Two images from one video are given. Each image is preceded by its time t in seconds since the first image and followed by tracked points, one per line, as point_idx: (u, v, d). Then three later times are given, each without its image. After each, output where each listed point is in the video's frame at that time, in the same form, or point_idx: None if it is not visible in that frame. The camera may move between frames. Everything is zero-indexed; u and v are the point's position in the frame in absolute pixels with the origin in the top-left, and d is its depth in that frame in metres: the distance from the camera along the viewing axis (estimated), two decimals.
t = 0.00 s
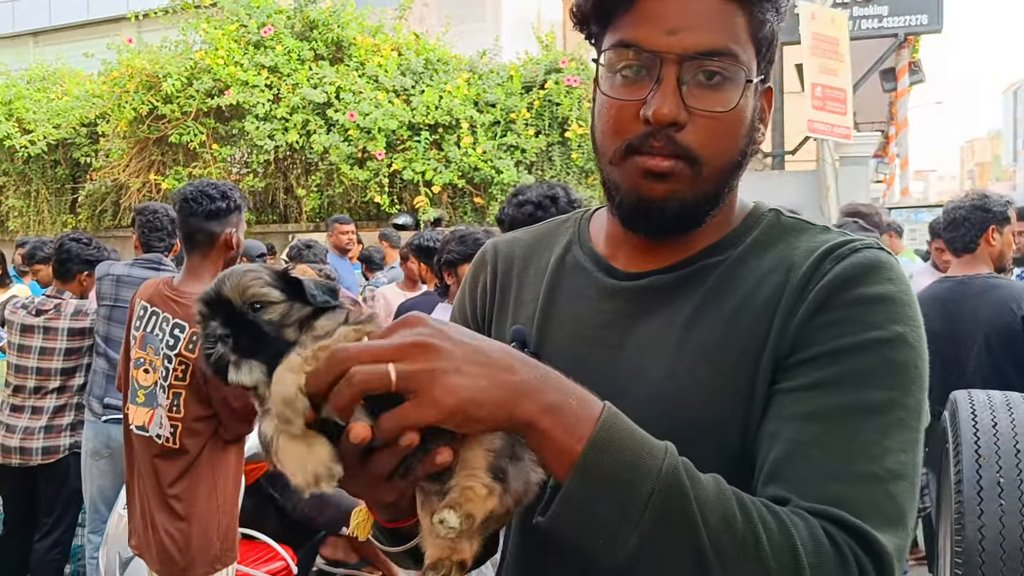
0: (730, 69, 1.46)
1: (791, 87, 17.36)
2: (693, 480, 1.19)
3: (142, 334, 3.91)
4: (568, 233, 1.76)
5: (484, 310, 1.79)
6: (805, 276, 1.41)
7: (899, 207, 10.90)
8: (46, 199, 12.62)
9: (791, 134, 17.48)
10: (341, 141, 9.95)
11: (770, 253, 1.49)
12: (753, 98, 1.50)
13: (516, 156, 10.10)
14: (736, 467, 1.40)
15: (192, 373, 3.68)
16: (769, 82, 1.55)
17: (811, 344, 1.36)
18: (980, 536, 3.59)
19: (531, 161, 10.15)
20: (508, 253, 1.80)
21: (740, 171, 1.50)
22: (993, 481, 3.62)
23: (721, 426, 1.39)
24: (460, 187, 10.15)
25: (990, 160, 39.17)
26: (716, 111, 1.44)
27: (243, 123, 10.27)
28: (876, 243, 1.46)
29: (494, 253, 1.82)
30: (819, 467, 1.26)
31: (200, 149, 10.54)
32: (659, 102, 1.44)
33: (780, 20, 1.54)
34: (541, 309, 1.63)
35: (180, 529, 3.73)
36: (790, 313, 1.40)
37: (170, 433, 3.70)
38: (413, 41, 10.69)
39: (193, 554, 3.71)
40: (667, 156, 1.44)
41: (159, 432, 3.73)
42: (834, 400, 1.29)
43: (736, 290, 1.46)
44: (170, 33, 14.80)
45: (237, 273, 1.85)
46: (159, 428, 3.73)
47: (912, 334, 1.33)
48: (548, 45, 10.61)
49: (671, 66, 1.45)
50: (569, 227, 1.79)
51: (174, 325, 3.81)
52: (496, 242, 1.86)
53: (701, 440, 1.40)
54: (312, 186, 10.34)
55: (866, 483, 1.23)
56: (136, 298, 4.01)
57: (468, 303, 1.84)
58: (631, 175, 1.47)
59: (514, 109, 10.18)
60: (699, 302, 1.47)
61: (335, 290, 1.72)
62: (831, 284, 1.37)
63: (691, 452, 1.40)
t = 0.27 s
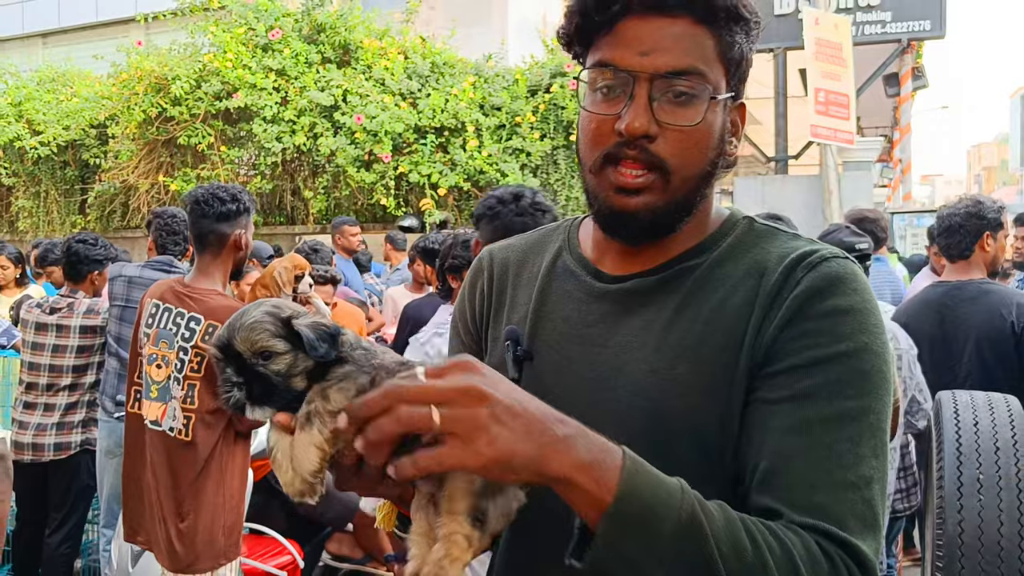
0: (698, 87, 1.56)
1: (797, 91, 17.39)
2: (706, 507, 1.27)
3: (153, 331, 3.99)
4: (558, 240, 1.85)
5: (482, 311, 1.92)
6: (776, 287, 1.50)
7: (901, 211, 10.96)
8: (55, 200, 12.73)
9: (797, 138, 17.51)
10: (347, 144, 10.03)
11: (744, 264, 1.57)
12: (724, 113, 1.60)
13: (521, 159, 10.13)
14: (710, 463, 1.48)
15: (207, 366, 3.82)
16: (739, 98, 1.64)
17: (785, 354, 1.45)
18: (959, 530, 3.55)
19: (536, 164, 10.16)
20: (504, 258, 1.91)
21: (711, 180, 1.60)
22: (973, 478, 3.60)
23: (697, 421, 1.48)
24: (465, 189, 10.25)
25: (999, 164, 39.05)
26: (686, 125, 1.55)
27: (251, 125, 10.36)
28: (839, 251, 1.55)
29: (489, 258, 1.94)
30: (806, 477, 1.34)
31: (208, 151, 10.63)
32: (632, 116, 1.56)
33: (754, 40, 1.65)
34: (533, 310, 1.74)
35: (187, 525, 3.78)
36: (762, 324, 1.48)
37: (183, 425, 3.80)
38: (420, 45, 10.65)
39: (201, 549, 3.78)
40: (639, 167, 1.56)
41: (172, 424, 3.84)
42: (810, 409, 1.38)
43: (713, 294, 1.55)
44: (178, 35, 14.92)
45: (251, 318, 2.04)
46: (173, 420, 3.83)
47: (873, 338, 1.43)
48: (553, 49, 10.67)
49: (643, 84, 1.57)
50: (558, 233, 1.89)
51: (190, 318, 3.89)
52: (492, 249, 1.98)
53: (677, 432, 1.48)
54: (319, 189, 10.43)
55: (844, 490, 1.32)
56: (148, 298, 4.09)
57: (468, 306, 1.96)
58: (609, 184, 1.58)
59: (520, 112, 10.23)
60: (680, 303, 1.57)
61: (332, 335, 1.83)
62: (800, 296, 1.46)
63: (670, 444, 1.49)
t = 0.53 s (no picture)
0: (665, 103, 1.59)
1: (802, 94, 17.41)
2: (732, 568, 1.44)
3: (167, 330, 4.04)
4: (555, 244, 1.91)
5: (483, 310, 1.97)
6: (767, 302, 1.57)
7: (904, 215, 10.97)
8: (63, 200, 12.83)
9: (802, 141, 17.52)
10: (353, 145, 10.09)
11: (735, 271, 1.63)
12: (694, 131, 1.62)
13: (526, 161, 10.21)
14: (704, 465, 1.56)
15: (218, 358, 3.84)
16: (719, 115, 1.65)
17: (785, 372, 1.54)
18: (946, 526, 3.31)
19: (541, 166, 10.27)
20: (503, 260, 1.97)
21: (677, 194, 1.63)
22: (959, 475, 3.39)
23: (686, 423, 1.55)
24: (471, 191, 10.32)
25: (1006, 168, 38.93)
26: (646, 141, 1.59)
27: (258, 126, 10.43)
28: (822, 259, 1.64)
29: (490, 263, 1.99)
30: (827, 495, 1.49)
31: (215, 152, 10.70)
32: (597, 129, 1.61)
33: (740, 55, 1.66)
34: (531, 310, 1.79)
35: (198, 519, 3.80)
36: (755, 339, 1.56)
37: (196, 417, 3.84)
38: (426, 47, 10.74)
39: (211, 543, 3.81)
40: (602, 179, 1.61)
41: (185, 418, 3.87)
42: (824, 429, 1.51)
43: (704, 302, 1.62)
44: (187, 37, 15.01)
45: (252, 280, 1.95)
46: (186, 414, 3.87)
47: (867, 350, 1.55)
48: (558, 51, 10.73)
49: (612, 98, 1.61)
50: (554, 239, 1.94)
51: (199, 313, 3.96)
52: (492, 253, 2.03)
53: (669, 432, 1.55)
54: (326, 190, 10.49)
55: (861, 502, 1.48)
56: (161, 301, 4.15)
57: (468, 306, 2.01)
58: (577, 194, 1.64)
59: (525, 114, 10.29)
60: (671, 307, 1.63)
61: (325, 308, 1.79)
62: (797, 313, 1.55)
63: (662, 443, 1.56)
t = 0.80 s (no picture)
0: (698, 97, 1.74)
1: (806, 86, 17.42)
2: (700, 550, 1.56)
3: (181, 321, 4.13)
4: (555, 238, 2.00)
5: (484, 302, 2.05)
6: (756, 300, 1.68)
7: (907, 208, 11.02)
8: (71, 189, 12.91)
9: (806, 133, 17.54)
10: (360, 137, 10.17)
11: (726, 269, 1.74)
12: (717, 124, 1.79)
13: (531, 153, 10.24)
14: (693, 452, 1.68)
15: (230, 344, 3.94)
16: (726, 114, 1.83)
17: (770, 367, 1.65)
18: (930, 513, 3.40)
19: (546, 159, 10.30)
20: (503, 253, 2.05)
21: (702, 183, 1.77)
22: (945, 464, 3.47)
23: (677, 413, 1.66)
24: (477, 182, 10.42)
25: (1013, 159, 38.81)
26: (689, 131, 1.73)
27: (265, 118, 10.51)
28: (810, 259, 1.74)
29: (491, 255, 2.07)
30: (801, 484, 1.61)
31: (222, 143, 10.78)
32: (642, 120, 1.72)
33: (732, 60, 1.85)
34: (532, 302, 1.89)
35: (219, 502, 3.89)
36: (744, 334, 1.67)
37: (211, 403, 3.95)
38: (432, 39, 10.76)
39: (233, 524, 3.89)
40: (646, 167, 1.72)
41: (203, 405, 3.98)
42: (803, 421, 1.62)
43: (700, 298, 1.72)
44: (194, 28, 15.07)
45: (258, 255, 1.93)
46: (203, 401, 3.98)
47: (846, 348, 1.65)
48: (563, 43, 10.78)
49: (654, 92, 1.74)
50: (554, 233, 2.02)
51: (207, 301, 4.06)
52: (493, 245, 2.10)
53: (660, 420, 1.67)
54: (332, 180, 10.56)
55: (834, 489, 1.60)
56: (174, 295, 4.24)
57: (470, 296, 2.09)
58: (617, 182, 1.74)
59: (530, 106, 10.34)
60: (664, 304, 1.74)
61: (309, 294, 1.77)
62: (783, 312, 1.65)
63: (654, 431, 1.67)
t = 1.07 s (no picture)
0: (692, 107, 1.79)
1: (805, 83, 17.45)
2: (673, 538, 1.62)
3: (186, 320, 4.17)
4: (554, 240, 2.06)
5: (484, 301, 2.12)
6: (741, 301, 1.73)
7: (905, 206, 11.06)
8: (72, 187, 12.95)
9: (805, 130, 17.57)
10: (359, 134, 10.17)
11: (715, 271, 1.79)
12: (709, 133, 1.84)
13: (530, 151, 10.28)
14: (682, 447, 1.73)
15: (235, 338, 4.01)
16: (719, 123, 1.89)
17: (753, 366, 1.70)
18: (916, 507, 3.42)
19: (545, 156, 10.34)
20: (504, 254, 2.11)
21: (694, 189, 1.82)
22: (930, 459, 3.51)
23: (667, 410, 1.72)
24: (476, 180, 10.45)
25: (1013, 156, 38.80)
26: (682, 140, 1.78)
27: (265, 116, 10.55)
28: (797, 262, 1.79)
29: (492, 256, 2.14)
30: (777, 481, 1.64)
31: (223, 141, 10.83)
32: (637, 128, 1.76)
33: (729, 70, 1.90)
34: (529, 303, 1.95)
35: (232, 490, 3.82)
36: (729, 334, 1.72)
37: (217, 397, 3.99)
38: (432, 36, 10.78)
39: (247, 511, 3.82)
40: (639, 172, 1.77)
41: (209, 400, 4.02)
42: (781, 420, 1.66)
43: (689, 298, 1.78)
44: (195, 26, 15.10)
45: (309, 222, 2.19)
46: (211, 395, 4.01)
47: (828, 351, 1.69)
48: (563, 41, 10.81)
49: (649, 100, 1.78)
50: (553, 235, 2.09)
51: (212, 298, 4.09)
52: (494, 247, 2.17)
53: (650, 417, 1.72)
54: (332, 177, 10.58)
55: (809, 488, 1.63)
56: (179, 295, 4.26)
57: (471, 295, 2.16)
58: (613, 186, 1.79)
59: (530, 104, 10.38)
60: (657, 304, 1.79)
61: (321, 264, 1.98)
62: (767, 313, 1.70)
63: (645, 428, 1.73)
